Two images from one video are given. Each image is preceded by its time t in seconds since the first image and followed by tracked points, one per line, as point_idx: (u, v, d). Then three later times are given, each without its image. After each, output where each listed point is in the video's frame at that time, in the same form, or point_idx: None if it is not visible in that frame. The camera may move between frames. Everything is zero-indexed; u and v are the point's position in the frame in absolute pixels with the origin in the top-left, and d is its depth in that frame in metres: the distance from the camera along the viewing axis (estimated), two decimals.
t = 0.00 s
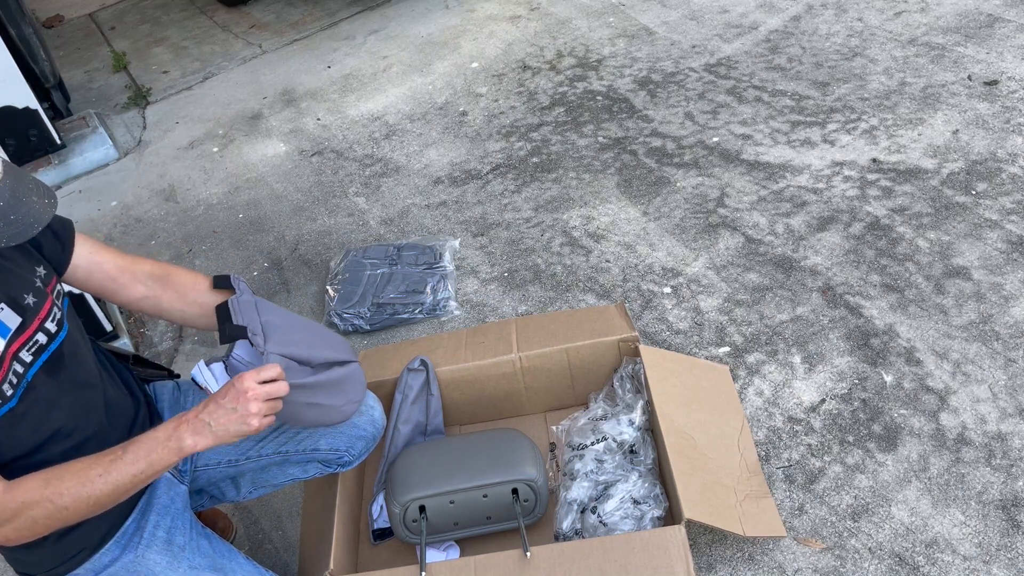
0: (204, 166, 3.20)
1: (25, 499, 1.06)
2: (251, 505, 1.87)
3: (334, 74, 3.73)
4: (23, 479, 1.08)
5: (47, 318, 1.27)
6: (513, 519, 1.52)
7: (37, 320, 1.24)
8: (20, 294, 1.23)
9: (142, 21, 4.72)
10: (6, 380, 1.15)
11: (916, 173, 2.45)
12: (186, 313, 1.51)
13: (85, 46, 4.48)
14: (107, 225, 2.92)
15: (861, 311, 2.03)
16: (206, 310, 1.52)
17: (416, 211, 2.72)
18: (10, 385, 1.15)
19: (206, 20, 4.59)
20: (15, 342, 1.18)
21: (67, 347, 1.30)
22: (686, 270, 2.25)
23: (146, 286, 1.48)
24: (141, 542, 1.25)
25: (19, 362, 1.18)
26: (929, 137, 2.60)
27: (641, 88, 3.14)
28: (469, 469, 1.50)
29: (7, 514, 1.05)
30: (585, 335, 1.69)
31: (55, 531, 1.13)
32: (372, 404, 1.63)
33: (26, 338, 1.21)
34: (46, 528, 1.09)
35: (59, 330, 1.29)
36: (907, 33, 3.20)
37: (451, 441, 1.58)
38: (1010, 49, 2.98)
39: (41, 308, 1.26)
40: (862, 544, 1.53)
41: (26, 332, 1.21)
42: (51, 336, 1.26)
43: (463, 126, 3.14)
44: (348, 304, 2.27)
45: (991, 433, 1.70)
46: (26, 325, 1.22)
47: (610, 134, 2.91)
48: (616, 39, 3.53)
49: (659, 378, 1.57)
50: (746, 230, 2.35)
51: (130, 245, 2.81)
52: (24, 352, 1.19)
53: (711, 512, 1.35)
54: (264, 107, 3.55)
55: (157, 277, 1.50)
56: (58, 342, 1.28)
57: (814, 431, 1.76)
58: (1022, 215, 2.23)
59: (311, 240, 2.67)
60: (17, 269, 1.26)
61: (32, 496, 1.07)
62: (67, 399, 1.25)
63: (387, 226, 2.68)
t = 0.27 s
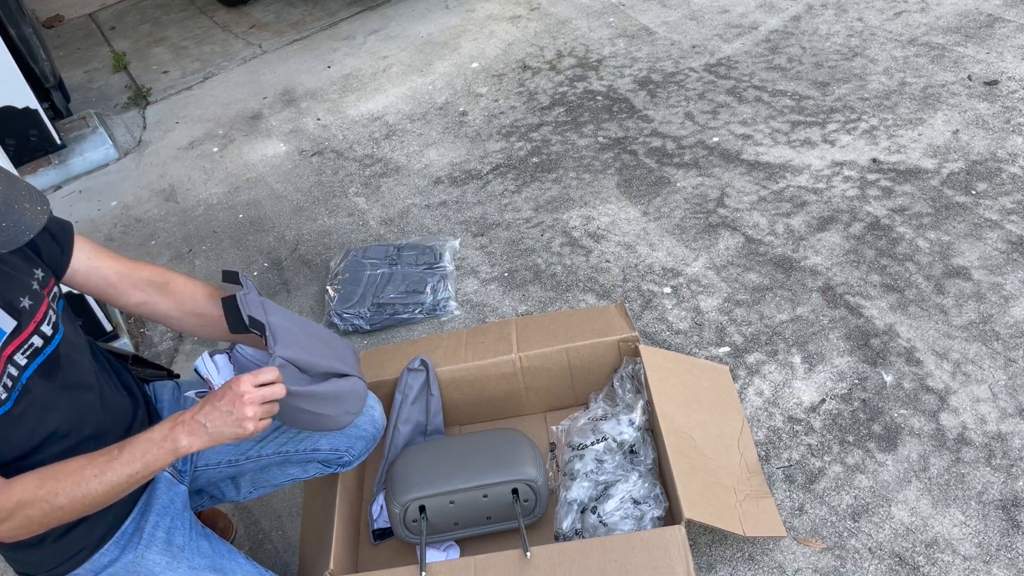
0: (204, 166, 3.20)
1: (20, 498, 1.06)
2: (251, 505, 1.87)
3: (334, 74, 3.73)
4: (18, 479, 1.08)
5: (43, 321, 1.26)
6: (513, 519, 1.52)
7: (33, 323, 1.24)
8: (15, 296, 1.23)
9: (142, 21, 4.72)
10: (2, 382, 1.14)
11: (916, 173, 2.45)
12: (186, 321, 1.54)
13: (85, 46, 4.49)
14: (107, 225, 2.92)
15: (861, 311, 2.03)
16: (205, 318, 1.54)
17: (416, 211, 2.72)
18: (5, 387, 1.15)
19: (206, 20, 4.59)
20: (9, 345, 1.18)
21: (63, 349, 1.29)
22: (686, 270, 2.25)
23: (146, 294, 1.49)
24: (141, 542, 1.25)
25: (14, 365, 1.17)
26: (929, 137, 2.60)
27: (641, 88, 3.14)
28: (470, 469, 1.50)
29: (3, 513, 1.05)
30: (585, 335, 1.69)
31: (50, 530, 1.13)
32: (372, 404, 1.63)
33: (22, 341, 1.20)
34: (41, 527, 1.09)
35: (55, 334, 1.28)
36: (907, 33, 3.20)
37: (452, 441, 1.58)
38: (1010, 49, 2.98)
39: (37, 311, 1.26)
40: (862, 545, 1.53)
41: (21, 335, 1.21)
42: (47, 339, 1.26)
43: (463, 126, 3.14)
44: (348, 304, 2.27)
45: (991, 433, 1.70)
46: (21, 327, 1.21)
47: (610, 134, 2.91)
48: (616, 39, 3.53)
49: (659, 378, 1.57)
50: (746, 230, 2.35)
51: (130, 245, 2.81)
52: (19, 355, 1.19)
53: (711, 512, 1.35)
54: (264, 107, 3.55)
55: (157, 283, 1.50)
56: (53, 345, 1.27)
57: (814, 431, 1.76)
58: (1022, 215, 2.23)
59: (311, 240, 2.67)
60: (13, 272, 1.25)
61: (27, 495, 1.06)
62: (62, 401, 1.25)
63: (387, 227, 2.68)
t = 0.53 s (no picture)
0: (204, 166, 3.20)
1: (5, 505, 1.06)
2: (251, 505, 1.87)
3: (334, 74, 3.73)
4: (1, 485, 1.07)
5: (41, 321, 1.26)
6: (512, 519, 1.52)
7: (31, 323, 1.24)
8: (12, 297, 1.23)
9: (142, 21, 4.73)
10: None
11: (916, 173, 2.45)
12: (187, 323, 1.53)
13: (85, 46, 4.49)
14: (107, 225, 2.92)
15: (861, 311, 2.03)
16: (205, 320, 1.53)
17: (416, 211, 2.72)
18: (3, 388, 1.15)
19: (206, 20, 4.60)
20: (7, 345, 1.17)
21: (61, 349, 1.29)
22: (686, 270, 2.25)
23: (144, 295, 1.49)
24: (141, 542, 1.25)
25: (11, 366, 1.17)
26: (929, 137, 2.60)
27: (641, 88, 3.14)
28: (469, 468, 1.50)
29: None
30: (585, 335, 1.69)
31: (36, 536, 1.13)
32: (371, 404, 1.63)
33: (19, 342, 1.20)
34: (27, 535, 1.09)
35: (53, 334, 1.28)
36: (907, 33, 3.20)
37: (451, 441, 1.58)
38: (1010, 49, 2.98)
39: (35, 312, 1.25)
40: (861, 545, 1.53)
41: (20, 335, 1.21)
42: (45, 339, 1.25)
43: (463, 126, 3.14)
44: (348, 304, 2.27)
45: (991, 433, 1.70)
46: (19, 328, 1.21)
47: (610, 134, 2.91)
48: (616, 39, 3.53)
49: (659, 378, 1.57)
50: (746, 230, 2.35)
51: (130, 245, 2.81)
52: (16, 355, 1.19)
53: (711, 512, 1.35)
54: (264, 107, 3.55)
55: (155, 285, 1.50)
56: (52, 345, 1.27)
57: (814, 431, 1.76)
58: (1022, 215, 2.23)
59: (311, 240, 2.67)
60: (10, 273, 1.25)
61: (12, 502, 1.06)
62: (61, 400, 1.25)
63: (387, 227, 2.68)
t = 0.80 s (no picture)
0: (204, 166, 3.20)
1: None
2: (251, 505, 1.87)
3: (334, 74, 3.73)
4: None
5: (40, 320, 1.26)
6: (513, 519, 1.52)
7: (30, 322, 1.24)
8: (10, 296, 1.23)
9: (142, 21, 4.73)
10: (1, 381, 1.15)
11: (916, 173, 2.45)
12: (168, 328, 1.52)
13: (85, 46, 4.49)
14: (107, 225, 2.92)
15: (861, 311, 2.03)
16: (182, 323, 1.52)
17: (416, 211, 2.72)
18: (5, 388, 1.15)
19: (206, 20, 4.60)
20: (8, 345, 1.18)
21: (60, 347, 1.30)
22: (686, 270, 2.25)
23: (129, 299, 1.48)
24: (141, 542, 1.25)
25: (13, 365, 1.18)
26: (929, 137, 2.60)
27: (641, 88, 3.14)
28: (470, 468, 1.50)
29: None
30: (585, 335, 1.69)
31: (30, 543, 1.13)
32: (372, 404, 1.64)
33: (19, 341, 1.21)
34: (19, 542, 1.09)
35: (52, 332, 1.28)
36: (907, 33, 3.20)
37: (451, 441, 1.58)
38: (1010, 49, 2.98)
39: (33, 310, 1.26)
40: (861, 545, 1.53)
41: (20, 335, 1.21)
42: (45, 337, 1.26)
43: (463, 126, 3.14)
44: (348, 304, 2.27)
45: (991, 433, 1.70)
46: (18, 327, 1.22)
47: (610, 134, 2.91)
48: (616, 39, 3.53)
49: (659, 378, 1.57)
50: (746, 230, 2.35)
51: (129, 245, 2.81)
52: (18, 355, 1.19)
53: (711, 512, 1.35)
54: (264, 107, 3.56)
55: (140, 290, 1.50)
56: (51, 343, 1.28)
57: (814, 431, 1.76)
58: (1022, 215, 2.23)
59: (311, 240, 2.67)
60: (8, 272, 1.25)
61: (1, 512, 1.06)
62: (62, 401, 1.25)
63: (387, 227, 2.68)
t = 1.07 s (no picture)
0: (204, 166, 3.20)
1: None
2: (251, 505, 1.87)
3: (334, 74, 3.73)
4: None
5: (42, 315, 1.27)
6: (513, 519, 1.52)
7: (33, 317, 1.25)
8: (14, 291, 1.23)
9: (142, 21, 4.73)
10: (8, 377, 1.16)
11: (916, 173, 2.45)
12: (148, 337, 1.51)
13: (85, 46, 4.49)
14: (107, 225, 2.92)
15: (861, 311, 2.03)
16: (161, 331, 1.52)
17: (416, 211, 2.72)
18: (13, 382, 1.16)
19: (206, 20, 4.60)
20: (14, 340, 1.19)
21: (63, 343, 1.30)
22: (686, 270, 2.25)
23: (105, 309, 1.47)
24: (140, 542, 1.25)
25: (20, 361, 1.19)
26: (929, 137, 2.60)
27: (641, 88, 3.14)
28: (470, 468, 1.50)
29: None
30: (585, 335, 1.70)
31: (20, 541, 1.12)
32: (364, 403, 1.62)
33: (25, 336, 1.21)
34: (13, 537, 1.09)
35: (53, 328, 1.29)
36: (907, 33, 3.20)
37: (451, 442, 1.58)
38: (1010, 49, 2.98)
39: (36, 305, 1.26)
40: (861, 544, 1.53)
41: (25, 329, 1.22)
42: (48, 332, 1.27)
43: (463, 126, 3.14)
44: (348, 304, 2.27)
45: (991, 433, 1.70)
46: (22, 322, 1.22)
47: (610, 134, 2.91)
48: (616, 39, 3.53)
49: (660, 378, 1.57)
50: (746, 230, 2.35)
51: (129, 245, 2.81)
52: (24, 350, 1.20)
53: (711, 512, 1.35)
54: (264, 107, 3.56)
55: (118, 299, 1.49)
56: (54, 338, 1.29)
57: (814, 431, 1.76)
58: (1022, 215, 2.23)
59: (311, 240, 2.67)
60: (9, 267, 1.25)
61: None
62: (65, 396, 1.25)
63: (387, 227, 2.68)
